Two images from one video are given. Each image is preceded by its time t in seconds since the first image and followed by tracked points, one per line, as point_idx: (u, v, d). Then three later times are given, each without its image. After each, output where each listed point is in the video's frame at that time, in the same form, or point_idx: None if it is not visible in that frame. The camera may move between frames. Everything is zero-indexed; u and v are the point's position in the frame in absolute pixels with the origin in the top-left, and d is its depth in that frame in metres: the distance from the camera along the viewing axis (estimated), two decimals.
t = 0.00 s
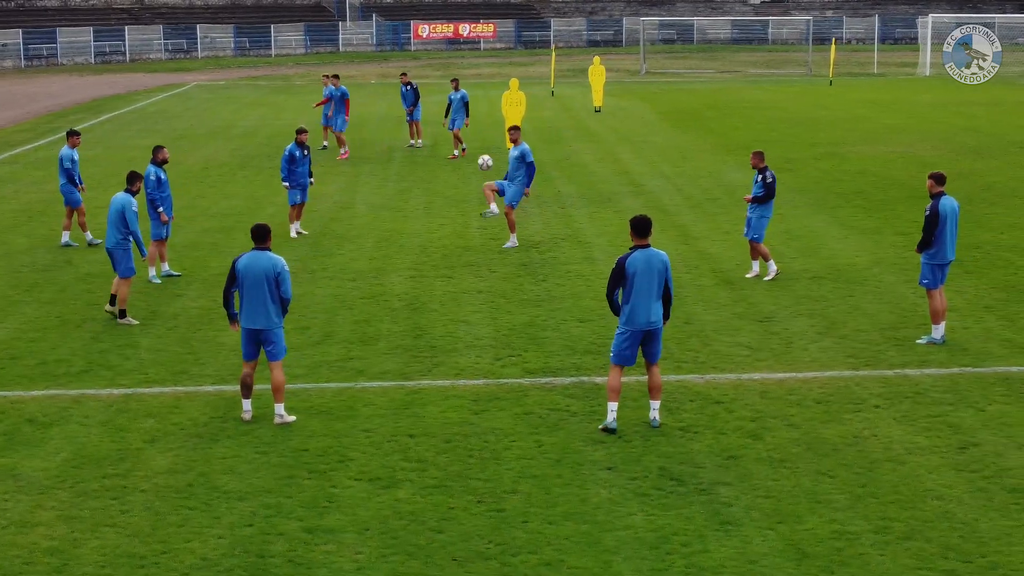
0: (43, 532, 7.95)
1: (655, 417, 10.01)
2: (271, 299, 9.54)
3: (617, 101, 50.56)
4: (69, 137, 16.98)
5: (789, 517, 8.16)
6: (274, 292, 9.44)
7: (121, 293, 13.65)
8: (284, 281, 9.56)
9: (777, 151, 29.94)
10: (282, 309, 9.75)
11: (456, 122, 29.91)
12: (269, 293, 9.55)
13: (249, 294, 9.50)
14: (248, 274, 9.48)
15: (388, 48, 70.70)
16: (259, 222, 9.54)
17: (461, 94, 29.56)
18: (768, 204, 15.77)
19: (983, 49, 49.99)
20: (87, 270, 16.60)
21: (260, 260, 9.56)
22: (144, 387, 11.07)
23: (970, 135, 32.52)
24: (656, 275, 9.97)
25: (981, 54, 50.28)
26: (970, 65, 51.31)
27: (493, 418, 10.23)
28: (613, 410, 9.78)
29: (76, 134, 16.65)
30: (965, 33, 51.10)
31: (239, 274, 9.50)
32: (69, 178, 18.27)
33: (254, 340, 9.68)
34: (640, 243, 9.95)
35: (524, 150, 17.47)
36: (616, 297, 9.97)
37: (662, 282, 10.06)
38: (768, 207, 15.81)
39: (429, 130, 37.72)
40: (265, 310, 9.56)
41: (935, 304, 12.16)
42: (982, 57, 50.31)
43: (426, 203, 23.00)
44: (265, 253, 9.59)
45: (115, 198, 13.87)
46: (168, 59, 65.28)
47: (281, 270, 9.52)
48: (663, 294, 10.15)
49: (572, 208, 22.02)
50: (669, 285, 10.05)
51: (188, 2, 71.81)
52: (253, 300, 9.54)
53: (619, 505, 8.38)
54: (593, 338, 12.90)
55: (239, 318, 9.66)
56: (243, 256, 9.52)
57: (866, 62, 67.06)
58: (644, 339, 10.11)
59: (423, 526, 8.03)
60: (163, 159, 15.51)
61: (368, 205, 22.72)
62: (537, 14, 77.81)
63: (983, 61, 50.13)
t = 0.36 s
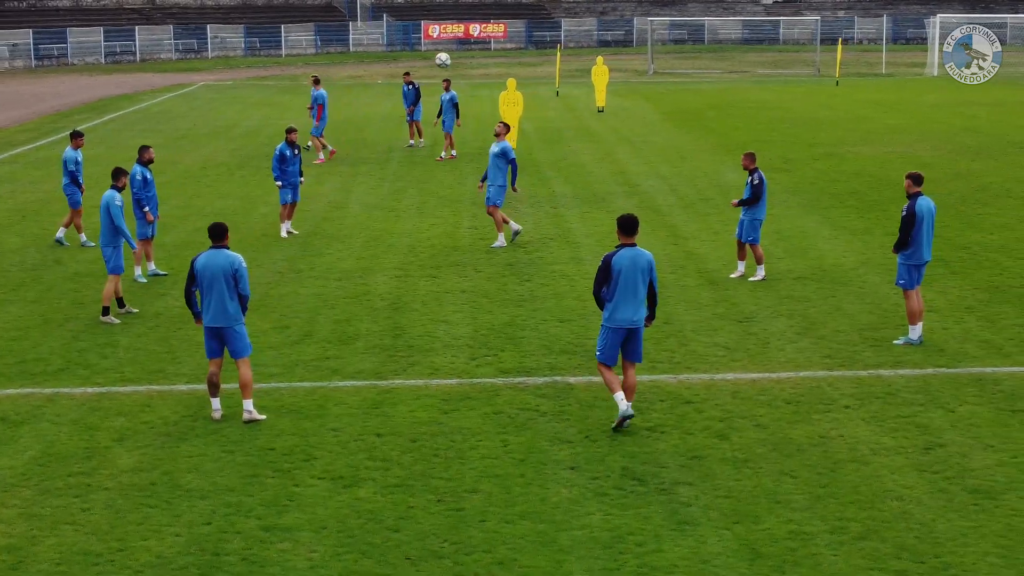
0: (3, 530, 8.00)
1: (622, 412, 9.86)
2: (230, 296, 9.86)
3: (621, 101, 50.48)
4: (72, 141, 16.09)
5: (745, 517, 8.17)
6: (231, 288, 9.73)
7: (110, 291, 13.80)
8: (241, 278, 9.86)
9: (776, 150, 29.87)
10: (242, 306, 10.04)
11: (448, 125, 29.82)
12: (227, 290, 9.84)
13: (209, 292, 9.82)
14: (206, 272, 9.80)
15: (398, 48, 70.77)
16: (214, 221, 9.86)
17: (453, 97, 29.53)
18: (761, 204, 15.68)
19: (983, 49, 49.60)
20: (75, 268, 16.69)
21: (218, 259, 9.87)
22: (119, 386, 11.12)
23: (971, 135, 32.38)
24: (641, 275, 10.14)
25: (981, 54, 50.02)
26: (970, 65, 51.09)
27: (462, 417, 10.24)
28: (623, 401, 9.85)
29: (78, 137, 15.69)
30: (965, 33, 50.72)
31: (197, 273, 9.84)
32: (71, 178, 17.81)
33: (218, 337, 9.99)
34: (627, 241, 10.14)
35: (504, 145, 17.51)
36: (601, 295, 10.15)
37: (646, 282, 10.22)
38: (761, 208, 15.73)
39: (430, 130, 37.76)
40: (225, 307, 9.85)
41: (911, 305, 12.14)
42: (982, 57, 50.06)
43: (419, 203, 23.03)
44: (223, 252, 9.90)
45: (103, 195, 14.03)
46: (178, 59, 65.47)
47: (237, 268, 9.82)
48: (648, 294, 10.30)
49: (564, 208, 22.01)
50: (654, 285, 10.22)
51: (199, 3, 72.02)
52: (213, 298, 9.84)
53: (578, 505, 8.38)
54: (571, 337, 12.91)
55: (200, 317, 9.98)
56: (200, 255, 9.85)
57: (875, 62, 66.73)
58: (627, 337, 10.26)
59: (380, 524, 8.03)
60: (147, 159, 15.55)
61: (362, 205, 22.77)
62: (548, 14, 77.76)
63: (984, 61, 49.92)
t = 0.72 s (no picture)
0: None
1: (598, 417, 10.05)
2: (193, 296, 10.14)
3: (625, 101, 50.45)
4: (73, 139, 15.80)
5: (700, 517, 8.17)
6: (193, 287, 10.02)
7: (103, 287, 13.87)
8: (204, 277, 10.14)
9: (775, 149, 29.81)
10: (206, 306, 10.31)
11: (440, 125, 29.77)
12: (192, 289, 10.14)
13: (173, 291, 10.11)
14: (170, 271, 10.08)
15: (408, 49, 70.85)
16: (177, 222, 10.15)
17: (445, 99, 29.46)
18: (750, 207, 15.28)
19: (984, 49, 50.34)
20: (63, 266, 16.79)
21: (181, 259, 10.16)
22: (91, 384, 11.18)
23: (971, 135, 32.30)
24: (616, 277, 10.03)
25: (982, 54, 50.78)
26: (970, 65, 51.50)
27: (429, 416, 10.26)
28: (611, 415, 9.79)
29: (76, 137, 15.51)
30: (965, 34, 51.25)
31: (161, 272, 10.12)
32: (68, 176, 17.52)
33: (182, 337, 10.26)
34: (598, 247, 10.05)
35: (468, 144, 18.26)
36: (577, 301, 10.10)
37: (623, 284, 10.08)
38: (750, 210, 15.27)
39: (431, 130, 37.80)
40: (188, 306, 10.14)
41: (886, 305, 12.07)
42: (982, 58, 50.71)
43: (412, 203, 23.08)
44: (187, 251, 10.20)
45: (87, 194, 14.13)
46: (188, 59, 65.72)
47: (201, 268, 10.12)
48: (627, 298, 10.17)
49: (555, 209, 22.04)
50: (630, 288, 10.07)
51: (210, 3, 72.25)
52: (176, 297, 10.13)
53: (535, 503, 8.39)
54: (547, 337, 12.94)
55: (165, 316, 10.26)
56: (163, 256, 10.13)
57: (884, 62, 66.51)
58: (610, 341, 10.14)
59: (335, 523, 8.04)
60: (133, 158, 15.73)
61: (354, 205, 22.83)
62: (559, 13, 77.72)
63: (984, 62, 50.59)
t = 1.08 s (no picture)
0: None
1: (612, 407, 10.24)
2: (158, 296, 10.31)
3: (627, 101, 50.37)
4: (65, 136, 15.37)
5: (651, 516, 8.19)
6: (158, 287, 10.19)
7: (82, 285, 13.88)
8: (168, 277, 10.35)
9: (769, 148, 29.76)
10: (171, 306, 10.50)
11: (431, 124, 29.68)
12: (157, 289, 10.31)
13: (138, 291, 10.25)
14: (134, 272, 10.24)
15: (417, 49, 70.88)
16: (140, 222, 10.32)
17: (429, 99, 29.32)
18: (730, 205, 15.11)
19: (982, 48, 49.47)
20: (48, 265, 16.88)
21: (145, 260, 10.34)
22: (60, 384, 11.17)
23: (968, 135, 32.16)
24: (590, 274, 10.24)
25: (981, 54, 49.71)
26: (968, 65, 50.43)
27: (393, 415, 10.28)
28: (576, 413, 9.80)
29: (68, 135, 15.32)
30: (965, 33, 50.16)
31: (125, 273, 10.27)
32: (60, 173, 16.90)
33: (147, 336, 10.41)
34: (571, 244, 10.24)
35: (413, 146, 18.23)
36: (553, 300, 10.29)
37: (598, 280, 10.29)
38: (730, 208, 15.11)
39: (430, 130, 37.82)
40: (154, 306, 10.29)
41: (857, 305, 11.96)
42: (982, 57, 49.74)
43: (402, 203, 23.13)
44: (150, 253, 10.38)
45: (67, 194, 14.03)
46: (196, 59, 65.87)
47: (166, 268, 10.32)
48: (601, 293, 10.39)
49: (544, 209, 22.05)
50: (605, 283, 10.29)
51: (219, 3, 72.39)
52: (141, 298, 10.27)
53: (488, 502, 8.42)
54: (520, 337, 12.96)
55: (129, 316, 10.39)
56: (128, 255, 10.28)
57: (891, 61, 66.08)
58: (585, 337, 10.34)
59: (287, 520, 8.03)
60: (114, 157, 15.57)
61: (345, 205, 22.90)
62: (568, 13, 77.63)
63: (983, 61, 49.56)
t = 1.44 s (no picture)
0: None
1: (577, 410, 10.23)
2: (124, 294, 10.31)
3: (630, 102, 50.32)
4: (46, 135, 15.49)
5: (601, 515, 8.20)
6: (124, 285, 10.20)
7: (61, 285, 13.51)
8: (134, 275, 10.35)
9: (765, 148, 29.67)
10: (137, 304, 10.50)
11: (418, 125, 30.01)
12: (123, 288, 10.32)
13: (103, 289, 10.25)
14: (99, 271, 10.25)
15: (426, 49, 70.91)
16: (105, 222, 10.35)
17: (417, 97, 30.56)
18: (706, 203, 15.33)
19: (982, 49, 49.36)
20: (33, 262, 16.92)
21: (111, 258, 10.34)
22: (31, 382, 10.78)
23: (965, 135, 32.05)
24: (573, 270, 10.59)
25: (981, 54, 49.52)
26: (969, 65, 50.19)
27: (356, 414, 10.28)
28: (541, 402, 9.98)
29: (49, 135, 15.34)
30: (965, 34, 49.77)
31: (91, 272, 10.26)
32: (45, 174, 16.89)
33: (112, 335, 10.39)
34: (555, 240, 10.58)
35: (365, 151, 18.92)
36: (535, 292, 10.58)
37: (579, 276, 10.65)
38: (708, 206, 15.34)
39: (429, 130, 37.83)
40: (120, 304, 10.30)
41: (828, 305, 11.90)
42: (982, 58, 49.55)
43: (393, 203, 23.17)
44: (115, 251, 10.39)
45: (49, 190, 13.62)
46: (204, 59, 66.03)
47: (132, 266, 10.33)
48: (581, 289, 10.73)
49: (533, 209, 22.06)
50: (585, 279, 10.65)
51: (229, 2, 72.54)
52: (107, 296, 10.27)
53: (440, 501, 8.43)
54: (493, 337, 12.98)
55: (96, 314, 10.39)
56: (93, 254, 10.30)
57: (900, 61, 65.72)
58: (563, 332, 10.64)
59: (238, 518, 7.98)
60: (101, 158, 14.92)
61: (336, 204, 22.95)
62: (578, 13, 77.59)
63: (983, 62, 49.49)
